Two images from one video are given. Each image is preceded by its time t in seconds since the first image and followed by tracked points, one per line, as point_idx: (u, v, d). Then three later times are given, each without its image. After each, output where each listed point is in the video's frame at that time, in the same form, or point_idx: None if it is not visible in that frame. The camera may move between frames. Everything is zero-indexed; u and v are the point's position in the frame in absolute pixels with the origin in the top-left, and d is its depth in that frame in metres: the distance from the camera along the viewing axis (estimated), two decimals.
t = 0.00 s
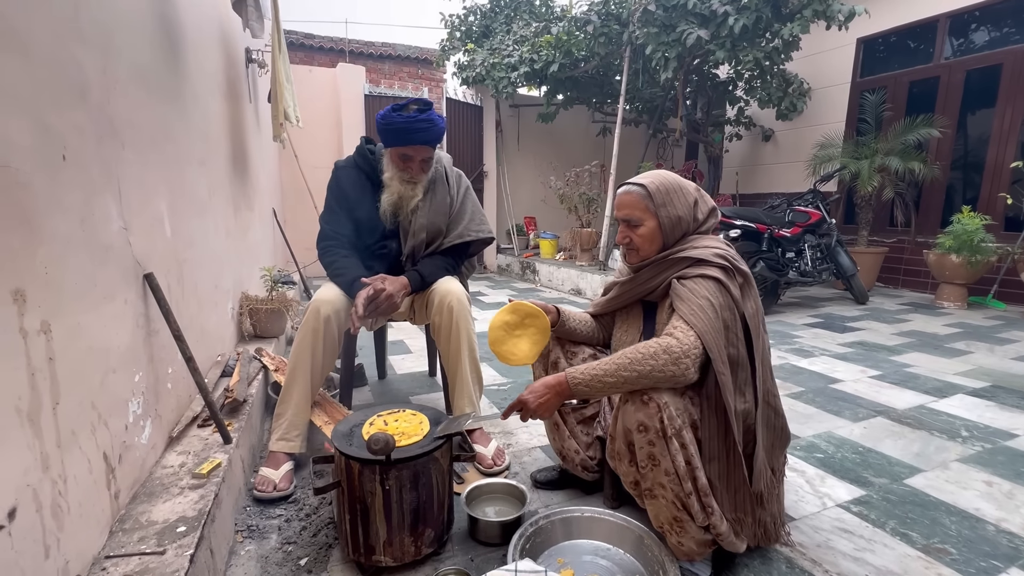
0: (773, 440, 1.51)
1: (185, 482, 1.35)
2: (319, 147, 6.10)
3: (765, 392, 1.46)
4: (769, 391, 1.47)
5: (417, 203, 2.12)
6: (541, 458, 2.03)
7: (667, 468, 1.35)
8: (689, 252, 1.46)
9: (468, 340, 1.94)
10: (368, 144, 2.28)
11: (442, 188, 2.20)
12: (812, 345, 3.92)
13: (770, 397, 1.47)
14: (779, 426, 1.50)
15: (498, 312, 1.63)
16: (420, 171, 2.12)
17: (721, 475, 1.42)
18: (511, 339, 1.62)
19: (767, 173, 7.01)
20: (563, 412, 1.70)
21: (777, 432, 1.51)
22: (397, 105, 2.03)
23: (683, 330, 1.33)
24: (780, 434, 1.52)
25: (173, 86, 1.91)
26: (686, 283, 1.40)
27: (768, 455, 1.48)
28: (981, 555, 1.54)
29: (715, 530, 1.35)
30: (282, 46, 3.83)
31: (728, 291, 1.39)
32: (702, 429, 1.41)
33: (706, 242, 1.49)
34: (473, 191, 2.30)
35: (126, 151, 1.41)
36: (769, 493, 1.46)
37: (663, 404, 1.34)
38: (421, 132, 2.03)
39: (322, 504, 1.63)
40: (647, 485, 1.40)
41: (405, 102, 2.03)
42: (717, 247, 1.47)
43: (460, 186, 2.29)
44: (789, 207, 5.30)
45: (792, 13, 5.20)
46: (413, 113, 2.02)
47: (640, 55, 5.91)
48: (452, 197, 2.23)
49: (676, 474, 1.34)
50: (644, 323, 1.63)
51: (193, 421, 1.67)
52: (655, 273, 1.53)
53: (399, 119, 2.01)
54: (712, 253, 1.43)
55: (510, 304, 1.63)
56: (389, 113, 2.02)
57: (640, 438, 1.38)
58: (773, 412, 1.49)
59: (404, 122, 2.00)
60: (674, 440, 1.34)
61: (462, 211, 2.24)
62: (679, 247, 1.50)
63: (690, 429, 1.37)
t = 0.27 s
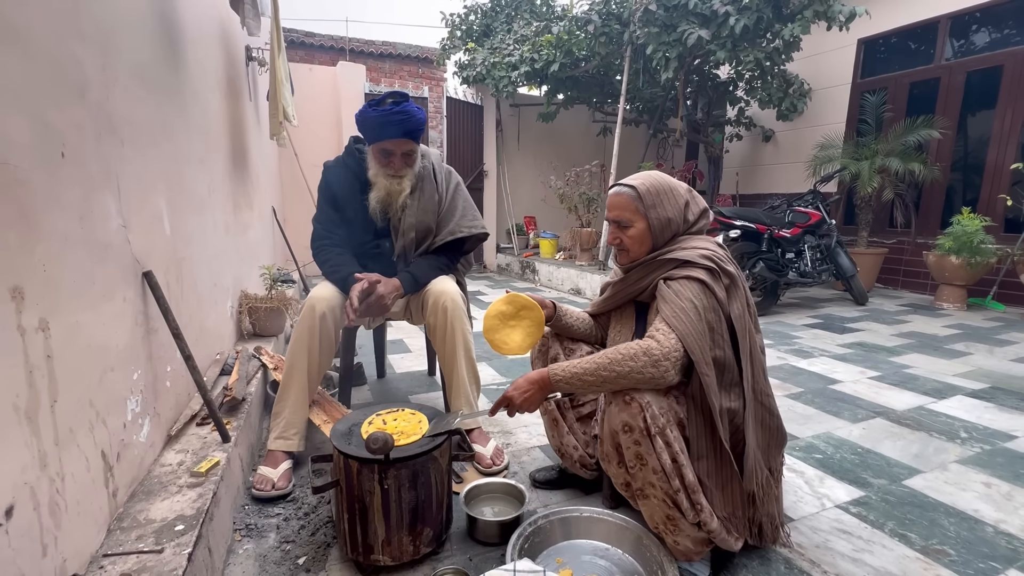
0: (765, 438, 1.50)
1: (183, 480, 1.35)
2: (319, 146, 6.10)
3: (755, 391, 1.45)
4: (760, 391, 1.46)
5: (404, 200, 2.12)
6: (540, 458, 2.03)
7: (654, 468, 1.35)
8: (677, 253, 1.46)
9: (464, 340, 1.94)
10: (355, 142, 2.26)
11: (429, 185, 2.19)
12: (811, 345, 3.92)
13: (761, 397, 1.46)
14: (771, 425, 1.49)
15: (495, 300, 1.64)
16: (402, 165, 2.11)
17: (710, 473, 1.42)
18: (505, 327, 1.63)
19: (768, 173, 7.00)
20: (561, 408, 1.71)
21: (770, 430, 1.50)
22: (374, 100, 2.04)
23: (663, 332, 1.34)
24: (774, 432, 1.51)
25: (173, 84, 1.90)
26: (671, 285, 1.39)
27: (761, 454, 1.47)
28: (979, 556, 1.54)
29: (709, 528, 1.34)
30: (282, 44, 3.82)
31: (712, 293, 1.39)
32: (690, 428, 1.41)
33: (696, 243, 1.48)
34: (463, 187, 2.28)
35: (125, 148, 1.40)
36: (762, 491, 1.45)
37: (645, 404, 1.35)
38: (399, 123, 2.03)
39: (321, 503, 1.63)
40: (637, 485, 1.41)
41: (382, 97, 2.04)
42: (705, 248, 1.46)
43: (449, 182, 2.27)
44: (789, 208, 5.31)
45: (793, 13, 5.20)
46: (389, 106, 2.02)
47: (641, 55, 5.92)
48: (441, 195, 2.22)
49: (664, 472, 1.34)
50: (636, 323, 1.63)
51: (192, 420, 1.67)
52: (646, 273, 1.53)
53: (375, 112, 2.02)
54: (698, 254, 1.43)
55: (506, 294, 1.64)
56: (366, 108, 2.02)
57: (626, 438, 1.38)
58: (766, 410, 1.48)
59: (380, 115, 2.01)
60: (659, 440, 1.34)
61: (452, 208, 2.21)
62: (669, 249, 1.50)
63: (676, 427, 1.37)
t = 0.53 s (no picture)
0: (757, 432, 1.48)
1: (181, 478, 1.34)
2: (317, 144, 6.09)
3: (743, 386, 1.43)
4: (749, 387, 1.43)
5: (398, 196, 2.14)
6: (538, 457, 2.03)
7: (638, 465, 1.36)
8: (662, 254, 1.44)
9: (457, 340, 1.94)
10: (350, 140, 2.26)
11: (422, 182, 2.19)
12: (808, 345, 3.93)
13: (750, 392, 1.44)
14: (763, 418, 1.47)
15: (495, 299, 1.65)
16: (394, 161, 2.12)
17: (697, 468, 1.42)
18: (506, 326, 1.63)
19: (766, 174, 7.01)
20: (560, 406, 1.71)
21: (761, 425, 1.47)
22: (364, 95, 2.07)
23: (636, 335, 1.35)
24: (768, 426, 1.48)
25: (171, 80, 1.90)
26: (650, 287, 1.38)
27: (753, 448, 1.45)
28: (976, 555, 1.54)
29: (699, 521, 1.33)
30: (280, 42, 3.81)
31: (690, 294, 1.36)
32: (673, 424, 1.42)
33: (682, 244, 1.46)
34: (458, 184, 2.27)
35: (123, 145, 1.40)
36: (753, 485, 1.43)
37: (623, 403, 1.36)
38: (388, 117, 2.06)
39: (319, 501, 1.63)
40: (624, 485, 1.41)
41: (371, 92, 2.07)
42: (690, 250, 1.44)
43: (444, 179, 2.27)
44: (787, 208, 5.32)
45: (792, 14, 5.19)
46: (378, 101, 2.04)
47: (640, 55, 5.92)
48: (435, 192, 2.22)
49: (648, 468, 1.34)
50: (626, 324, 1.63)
51: (189, 417, 1.67)
52: (633, 273, 1.53)
53: (365, 107, 2.05)
54: (679, 256, 1.40)
55: (507, 293, 1.66)
56: (355, 104, 2.06)
57: (608, 438, 1.39)
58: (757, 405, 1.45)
59: (369, 110, 2.04)
60: (640, 438, 1.35)
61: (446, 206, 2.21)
62: (656, 249, 1.49)
63: (658, 423, 1.38)
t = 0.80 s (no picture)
0: (743, 429, 1.49)
1: (182, 476, 1.35)
2: (316, 143, 6.08)
3: (727, 385, 1.43)
4: (733, 385, 1.44)
5: (400, 195, 2.14)
6: (537, 456, 2.04)
7: (623, 465, 1.36)
8: (650, 258, 1.44)
9: (458, 340, 1.94)
10: (353, 139, 2.27)
11: (424, 181, 2.20)
12: (806, 345, 3.95)
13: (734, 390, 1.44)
14: (748, 415, 1.47)
15: (491, 300, 1.64)
16: (396, 159, 2.13)
17: (684, 466, 1.42)
18: (502, 327, 1.63)
19: (764, 174, 7.03)
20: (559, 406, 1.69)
21: (746, 421, 1.48)
22: (366, 94, 2.08)
23: (615, 340, 1.36)
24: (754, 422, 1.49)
25: (171, 78, 1.90)
26: (636, 291, 1.39)
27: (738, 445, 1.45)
28: (972, 553, 1.55)
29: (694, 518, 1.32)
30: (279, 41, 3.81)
31: (673, 299, 1.37)
32: (659, 425, 1.42)
33: (672, 249, 1.46)
34: (459, 185, 2.28)
35: (124, 144, 1.40)
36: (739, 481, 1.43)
37: (605, 405, 1.37)
38: (392, 116, 2.07)
39: (320, 499, 1.63)
40: (613, 486, 1.41)
41: (374, 91, 2.08)
42: (679, 255, 1.43)
43: (445, 180, 2.27)
44: (784, 208, 5.34)
45: (790, 15, 5.22)
46: (381, 101, 2.06)
47: (638, 55, 5.94)
48: (436, 192, 2.23)
49: (632, 467, 1.35)
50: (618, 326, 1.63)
51: (189, 416, 1.67)
52: (623, 274, 1.54)
53: (368, 106, 2.06)
54: (666, 260, 1.40)
55: (502, 294, 1.65)
56: (358, 103, 2.07)
57: (594, 441, 1.40)
58: (741, 402, 1.46)
59: (371, 108, 2.05)
60: (623, 438, 1.36)
61: (447, 205, 2.21)
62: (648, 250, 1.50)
63: (642, 424, 1.38)
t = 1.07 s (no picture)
0: (740, 429, 1.50)
1: (175, 478, 1.33)
2: (308, 143, 6.05)
3: (727, 387, 1.45)
4: (732, 388, 1.45)
5: (396, 195, 2.13)
6: (532, 455, 2.04)
7: (622, 467, 1.37)
8: (652, 258, 1.45)
9: (455, 340, 1.95)
10: (348, 139, 2.26)
11: (421, 182, 2.19)
12: (797, 344, 3.98)
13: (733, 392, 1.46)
14: (746, 417, 1.49)
15: (483, 302, 1.64)
16: (393, 159, 2.12)
17: (682, 467, 1.43)
18: (495, 329, 1.63)
19: (755, 175, 7.08)
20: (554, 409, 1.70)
21: (744, 422, 1.50)
22: (362, 92, 2.06)
23: (624, 340, 1.35)
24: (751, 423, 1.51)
25: (163, 78, 1.88)
26: (640, 291, 1.39)
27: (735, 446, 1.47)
28: (960, 548, 1.58)
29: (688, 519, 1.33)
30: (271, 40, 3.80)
31: (678, 299, 1.38)
32: (660, 427, 1.42)
33: (673, 247, 1.47)
34: (455, 185, 2.28)
35: (115, 143, 1.39)
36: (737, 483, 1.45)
37: (607, 407, 1.37)
38: (389, 114, 2.06)
39: (314, 500, 1.62)
40: (611, 487, 1.42)
41: (370, 89, 2.07)
42: (680, 254, 1.44)
43: (441, 180, 2.27)
44: (776, 208, 5.38)
45: (781, 17, 5.26)
46: (377, 99, 2.04)
47: (631, 56, 5.96)
48: (433, 192, 2.22)
49: (631, 469, 1.36)
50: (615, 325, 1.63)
51: (182, 418, 1.66)
52: (624, 273, 1.55)
53: (364, 104, 2.05)
54: (669, 260, 1.41)
55: (495, 295, 1.65)
56: (354, 101, 2.06)
57: (594, 440, 1.41)
58: (739, 404, 1.47)
59: (367, 106, 2.04)
60: (623, 440, 1.37)
61: (444, 205, 2.22)
62: (651, 249, 1.50)
63: (642, 426, 1.39)
